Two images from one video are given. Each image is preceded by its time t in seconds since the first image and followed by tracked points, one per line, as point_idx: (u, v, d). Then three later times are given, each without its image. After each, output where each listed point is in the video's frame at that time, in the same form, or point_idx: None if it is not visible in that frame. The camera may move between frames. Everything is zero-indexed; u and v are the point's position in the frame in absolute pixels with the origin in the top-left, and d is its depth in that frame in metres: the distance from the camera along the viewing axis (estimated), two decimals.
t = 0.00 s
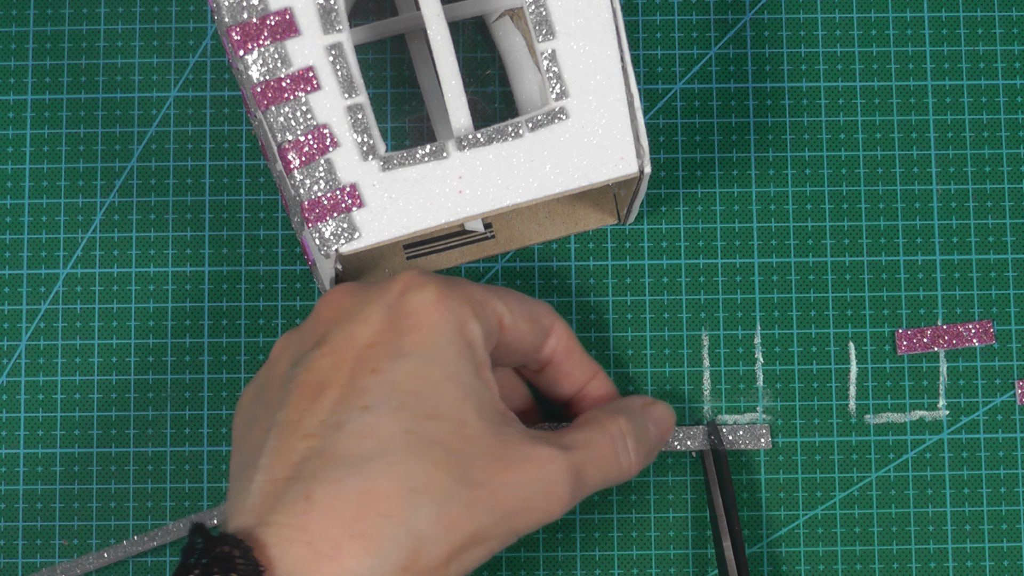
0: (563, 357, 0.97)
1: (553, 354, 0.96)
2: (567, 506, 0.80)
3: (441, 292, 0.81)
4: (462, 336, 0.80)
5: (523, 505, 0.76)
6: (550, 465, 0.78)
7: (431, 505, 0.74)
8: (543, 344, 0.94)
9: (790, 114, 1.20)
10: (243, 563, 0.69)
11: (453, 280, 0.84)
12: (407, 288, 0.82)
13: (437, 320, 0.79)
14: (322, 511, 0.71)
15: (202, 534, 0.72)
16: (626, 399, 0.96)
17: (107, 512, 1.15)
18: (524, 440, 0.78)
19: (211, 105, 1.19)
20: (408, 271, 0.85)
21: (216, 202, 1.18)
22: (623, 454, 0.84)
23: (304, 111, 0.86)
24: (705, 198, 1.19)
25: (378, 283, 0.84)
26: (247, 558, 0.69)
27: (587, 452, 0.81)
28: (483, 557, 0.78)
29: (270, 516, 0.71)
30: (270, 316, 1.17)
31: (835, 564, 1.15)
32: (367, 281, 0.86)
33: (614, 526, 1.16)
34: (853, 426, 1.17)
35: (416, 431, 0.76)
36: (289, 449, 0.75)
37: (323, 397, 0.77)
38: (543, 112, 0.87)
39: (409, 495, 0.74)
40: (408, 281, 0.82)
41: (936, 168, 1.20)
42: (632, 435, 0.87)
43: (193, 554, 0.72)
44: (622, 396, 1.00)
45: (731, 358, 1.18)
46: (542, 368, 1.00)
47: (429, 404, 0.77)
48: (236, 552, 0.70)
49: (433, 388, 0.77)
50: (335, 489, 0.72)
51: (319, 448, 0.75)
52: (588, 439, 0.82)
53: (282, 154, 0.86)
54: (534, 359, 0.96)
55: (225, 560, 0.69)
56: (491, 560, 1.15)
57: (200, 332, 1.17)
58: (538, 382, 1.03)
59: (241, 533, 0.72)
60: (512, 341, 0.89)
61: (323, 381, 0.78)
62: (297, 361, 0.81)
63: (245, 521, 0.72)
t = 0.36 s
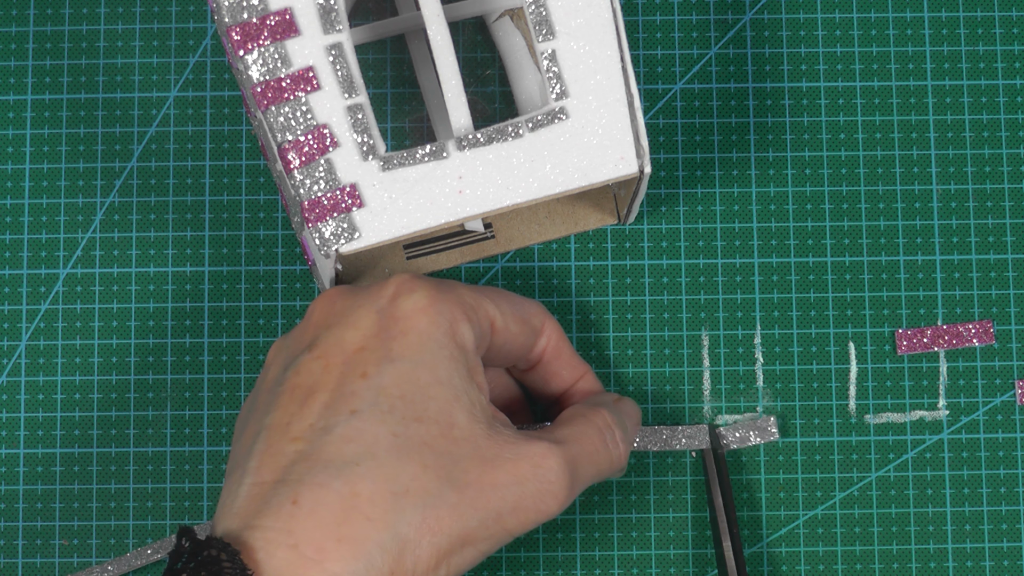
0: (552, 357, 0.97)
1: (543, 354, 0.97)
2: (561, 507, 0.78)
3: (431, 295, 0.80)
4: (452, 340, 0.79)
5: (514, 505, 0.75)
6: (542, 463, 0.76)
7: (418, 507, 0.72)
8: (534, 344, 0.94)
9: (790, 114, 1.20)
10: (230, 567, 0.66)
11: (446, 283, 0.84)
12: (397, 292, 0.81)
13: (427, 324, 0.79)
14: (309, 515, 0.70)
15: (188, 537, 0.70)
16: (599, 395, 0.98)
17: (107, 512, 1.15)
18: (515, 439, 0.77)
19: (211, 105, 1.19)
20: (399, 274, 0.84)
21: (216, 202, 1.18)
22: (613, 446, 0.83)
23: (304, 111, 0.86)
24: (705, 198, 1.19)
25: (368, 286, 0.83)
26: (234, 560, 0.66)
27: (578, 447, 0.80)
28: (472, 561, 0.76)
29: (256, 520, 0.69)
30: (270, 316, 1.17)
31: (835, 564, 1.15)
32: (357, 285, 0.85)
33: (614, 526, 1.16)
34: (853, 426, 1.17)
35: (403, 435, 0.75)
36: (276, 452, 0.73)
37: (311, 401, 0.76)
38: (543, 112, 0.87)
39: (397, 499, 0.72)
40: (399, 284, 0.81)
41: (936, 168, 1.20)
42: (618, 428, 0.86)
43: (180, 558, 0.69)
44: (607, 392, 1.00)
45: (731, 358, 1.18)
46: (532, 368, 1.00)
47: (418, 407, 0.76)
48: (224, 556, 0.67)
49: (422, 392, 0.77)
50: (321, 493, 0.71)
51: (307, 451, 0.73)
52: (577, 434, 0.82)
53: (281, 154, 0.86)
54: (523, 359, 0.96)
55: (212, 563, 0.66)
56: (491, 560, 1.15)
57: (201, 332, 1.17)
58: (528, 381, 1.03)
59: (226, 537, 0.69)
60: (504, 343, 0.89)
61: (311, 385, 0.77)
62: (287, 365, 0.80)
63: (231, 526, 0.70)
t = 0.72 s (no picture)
0: (591, 368, 0.99)
1: (581, 365, 0.99)
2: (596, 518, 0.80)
3: (470, 308, 0.83)
4: (490, 352, 0.81)
5: (552, 518, 0.77)
6: (581, 476, 0.78)
7: (458, 522, 0.74)
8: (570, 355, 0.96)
9: (790, 114, 1.20)
10: None
11: (483, 296, 0.87)
12: (435, 304, 0.83)
13: (466, 337, 0.81)
14: (352, 529, 0.71)
15: (231, 548, 0.72)
16: (637, 406, 0.99)
17: (107, 512, 1.15)
18: (554, 451, 0.79)
19: (211, 105, 1.19)
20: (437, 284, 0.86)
21: (216, 202, 1.18)
22: (640, 458, 0.86)
23: (304, 111, 0.86)
24: (705, 198, 1.19)
25: (404, 298, 0.85)
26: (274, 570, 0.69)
27: (612, 460, 0.82)
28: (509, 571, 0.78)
29: (299, 533, 0.71)
30: (270, 317, 1.17)
31: (835, 564, 1.15)
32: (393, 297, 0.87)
33: (614, 526, 1.15)
34: (853, 426, 1.17)
35: (444, 447, 0.76)
36: (316, 464, 0.75)
37: (351, 412, 0.77)
38: (543, 112, 0.87)
39: (438, 512, 0.74)
40: (438, 295, 0.83)
41: (937, 168, 1.20)
42: (645, 441, 0.89)
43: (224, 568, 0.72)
44: (645, 401, 1.00)
45: (730, 358, 1.18)
46: (569, 380, 1.02)
47: (458, 420, 0.78)
48: (264, 568, 0.69)
49: (461, 404, 0.78)
50: (363, 507, 0.72)
51: (347, 463, 0.75)
52: (609, 448, 0.84)
53: (281, 154, 0.86)
54: (561, 370, 0.98)
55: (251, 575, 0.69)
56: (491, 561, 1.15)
57: (200, 332, 1.17)
58: (563, 393, 1.04)
59: (268, 549, 0.71)
60: (540, 354, 0.91)
61: (350, 396, 0.78)
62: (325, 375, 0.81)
63: (273, 538, 0.71)
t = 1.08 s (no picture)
0: (607, 362, 0.99)
1: (598, 359, 0.98)
2: (619, 513, 0.80)
3: (489, 303, 0.82)
4: (510, 347, 0.81)
5: (576, 513, 0.77)
6: (602, 470, 0.78)
7: (483, 518, 0.74)
8: (589, 350, 0.96)
9: (790, 114, 1.20)
10: None
11: (501, 291, 0.86)
12: (454, 299, 0.83)
13: (485, 332, 0.80)
14: (375, 526, 0.72)
15: (252, 544, 0.74)
16: (653, 398, 0.99)
17: (107, 512, 1.15)
18: (575, 446, 0.79)
19: (211, 105, 1.19)
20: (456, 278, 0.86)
21: (215, 202, 1.18)
22: (660, 452, 0.87)
23: (304, 111, 0.86)
24: (705, 198, 1.19)
25: (424, 294, 0.86)
26: (298, 568, 0.69)
27: (633, 455, 0.83)
28: (534, 568, 0.78)
29: (322, 530, 0.72)
30: (270, 316, 1.17)
31: (836, 564, 1.15)
32: (413, 292, 0.88)
33: (614, 526, 1.16)
34: (853, 426, 1.17)
35: (466, 443, 0.77)
36: (340, 460, 0.76)
37: (373, 409, 0.78)
38: (543, 112, 0.87)
39: (462, 508, 0.73)
40: (456, 290, 0.83)
41: (937, 168, 1.20)
42: (664, 434, 0.89)
43: (246, 564, 0.74)
44: (661, 394, 1.01)
45: (731, 358, 1.18)
46: (586, 373, 1.01)
47: (480, 415, 0.78)
48: (289, 565, 0.70)
49: (482, 400, 0.78)
50: (387, 504, 0.73)
51: (370, 460, 0.76)
52: (629, 442, 0.84)
53: (281, 154, 0.86)
54: (578, 364, 0.98)
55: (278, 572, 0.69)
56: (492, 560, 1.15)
57: (200, 332, 1.17)
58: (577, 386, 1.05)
59: (291, 546, 0.71)
60: (559, 349, 0.91)
61: (372, 393, 0.79)
62: (345, 371, 0.83)
63: (295, 534, 0.72)
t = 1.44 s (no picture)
0: (553, 363, 0.97)
1: (544, 359, 0.96)
2: (577, 510, 0.78)
3: (439, 301, 0.81)
4: (460, 346, 0.79)
5: (528, 512, 0.75)
6: (556, 469, 0.76)
7: (434, 517, 0.72)
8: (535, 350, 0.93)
9: (790, 114, 1.20)
10: None
11: (453, 289, 0.84)
12: (405, 297, 0.81)
13: (436, 330, 0.79)
14: (325, 526, 0.70)
15: (204, 544, 0.69)
16: (607, 397, 0.97)
17: (107, 512, 1.15)
18: (527, 445, 0.77)
19: (211, 105, 1.19)
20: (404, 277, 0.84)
21: (215, 202, 1.18)
22: (623, 447, 0.84)
23: (304, 111, 0.86)
24: (705, 198, 1.19)
25: (375, 290, 0.83)
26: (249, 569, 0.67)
27: (590, 453, 0.80)
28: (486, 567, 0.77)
29: (272, 530, 0.69)
30: (270, 316, 1.17)
31: (835, 564, 1.15)
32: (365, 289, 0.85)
33: (614, 526, 1.15)
34: (853, 426, 1.17)
35: (416, 442, 0.75)
36: (289, 459, 0.73)
37: (322, 407, 0.76)
38: (543, 112, 0.87)
39: (414, 508, 0.72)
40: (406, 288, 0.81)
41: (937, 168, 1.20)
42: (626, 428, 0.86)
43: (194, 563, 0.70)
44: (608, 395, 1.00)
45: (731, 358, 1.18)
46: (535, 374, 0.99)
47: (430, 413, 0.76)
48: (240, 565, 0.68)
49: (432, 399, 0.77)
50: (337, 503, 0.71)
51: (320, 459, 0.73)
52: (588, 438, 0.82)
53: (282, 154, 0.86)
54: (524, 366, 0.95)
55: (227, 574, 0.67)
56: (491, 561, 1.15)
57: (200, 332, 1.17)
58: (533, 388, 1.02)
59: (241, 546, 0.69)
60: (507, 349, 0.88)
61: (321, 391, 0.77)
62: (293, 369, 0.80)
63: (245, 534, 0.70)
